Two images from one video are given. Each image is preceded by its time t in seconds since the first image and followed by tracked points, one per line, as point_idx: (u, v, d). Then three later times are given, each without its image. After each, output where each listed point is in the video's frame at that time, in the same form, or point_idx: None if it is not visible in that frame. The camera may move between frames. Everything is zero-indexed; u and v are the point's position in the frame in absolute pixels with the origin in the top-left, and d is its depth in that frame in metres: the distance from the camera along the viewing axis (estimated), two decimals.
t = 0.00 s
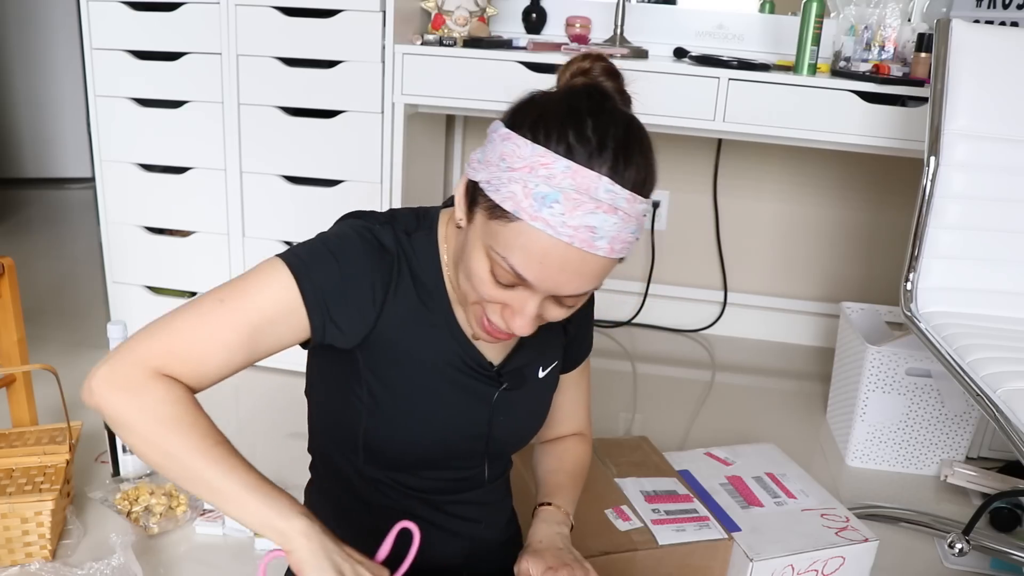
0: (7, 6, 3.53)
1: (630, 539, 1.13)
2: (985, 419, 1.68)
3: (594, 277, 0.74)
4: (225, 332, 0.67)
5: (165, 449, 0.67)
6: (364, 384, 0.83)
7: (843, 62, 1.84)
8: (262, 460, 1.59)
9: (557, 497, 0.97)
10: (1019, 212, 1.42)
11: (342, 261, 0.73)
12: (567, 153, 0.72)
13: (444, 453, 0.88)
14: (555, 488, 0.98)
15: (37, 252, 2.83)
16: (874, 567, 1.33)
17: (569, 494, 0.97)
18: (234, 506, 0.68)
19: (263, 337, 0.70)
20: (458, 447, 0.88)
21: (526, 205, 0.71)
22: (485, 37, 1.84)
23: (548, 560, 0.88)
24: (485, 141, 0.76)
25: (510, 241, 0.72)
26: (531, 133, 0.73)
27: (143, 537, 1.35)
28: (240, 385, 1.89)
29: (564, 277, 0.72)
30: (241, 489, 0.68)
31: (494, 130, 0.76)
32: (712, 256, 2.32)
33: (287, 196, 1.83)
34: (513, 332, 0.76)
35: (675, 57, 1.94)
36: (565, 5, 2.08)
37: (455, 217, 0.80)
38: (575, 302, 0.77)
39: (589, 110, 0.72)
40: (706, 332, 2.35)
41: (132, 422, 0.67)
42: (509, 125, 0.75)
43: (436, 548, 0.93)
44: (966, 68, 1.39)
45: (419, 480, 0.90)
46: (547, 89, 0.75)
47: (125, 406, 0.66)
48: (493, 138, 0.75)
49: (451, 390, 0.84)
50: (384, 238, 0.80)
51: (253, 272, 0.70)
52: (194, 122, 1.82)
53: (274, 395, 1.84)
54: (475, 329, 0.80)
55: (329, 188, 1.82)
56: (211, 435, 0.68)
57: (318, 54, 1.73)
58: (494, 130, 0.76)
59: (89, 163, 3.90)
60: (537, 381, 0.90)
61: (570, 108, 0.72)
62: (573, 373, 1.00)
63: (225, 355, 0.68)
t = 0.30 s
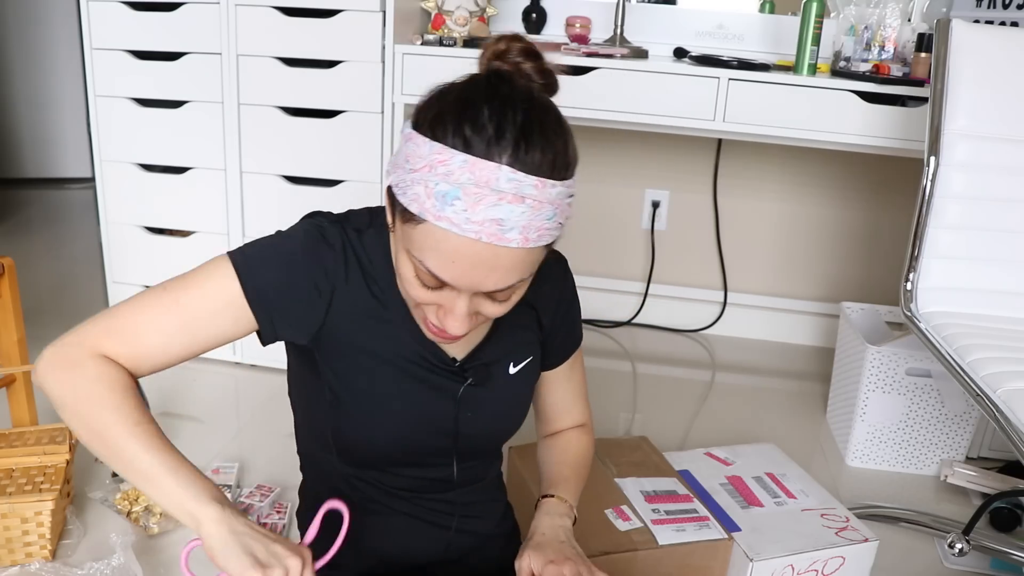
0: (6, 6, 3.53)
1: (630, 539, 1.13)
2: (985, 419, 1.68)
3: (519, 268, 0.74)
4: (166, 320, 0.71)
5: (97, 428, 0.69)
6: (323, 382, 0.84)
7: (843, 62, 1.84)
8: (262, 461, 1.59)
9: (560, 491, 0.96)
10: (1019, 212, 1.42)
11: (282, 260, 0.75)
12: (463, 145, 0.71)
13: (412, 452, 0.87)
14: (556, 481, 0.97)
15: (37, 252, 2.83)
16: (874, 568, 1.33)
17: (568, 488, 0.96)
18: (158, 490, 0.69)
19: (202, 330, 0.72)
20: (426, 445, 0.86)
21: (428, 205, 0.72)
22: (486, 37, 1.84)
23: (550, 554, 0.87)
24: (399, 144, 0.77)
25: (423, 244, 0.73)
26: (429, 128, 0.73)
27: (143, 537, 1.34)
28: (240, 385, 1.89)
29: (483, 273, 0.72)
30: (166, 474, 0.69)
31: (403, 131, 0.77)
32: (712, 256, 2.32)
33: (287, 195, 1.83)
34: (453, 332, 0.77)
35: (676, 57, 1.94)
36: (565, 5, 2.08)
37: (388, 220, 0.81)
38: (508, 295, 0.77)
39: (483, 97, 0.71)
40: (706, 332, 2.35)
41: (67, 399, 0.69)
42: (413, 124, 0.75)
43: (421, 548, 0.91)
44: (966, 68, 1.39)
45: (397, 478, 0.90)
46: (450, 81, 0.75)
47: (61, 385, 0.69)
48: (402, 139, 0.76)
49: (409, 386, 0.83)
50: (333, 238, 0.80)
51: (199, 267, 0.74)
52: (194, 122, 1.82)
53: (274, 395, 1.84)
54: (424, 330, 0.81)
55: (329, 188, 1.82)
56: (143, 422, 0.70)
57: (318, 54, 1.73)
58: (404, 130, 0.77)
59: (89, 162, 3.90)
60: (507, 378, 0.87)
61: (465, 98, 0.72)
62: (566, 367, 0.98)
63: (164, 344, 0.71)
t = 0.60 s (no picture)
0: (6, 5, 3.53)
1: (630, 539, 1.14)
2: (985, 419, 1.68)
3: (515, 243, 0.74)
4: (198, 370, 0.70)
5: (189, 507, 0.69)
6: (319, 380, 0.84)
7: (843, 62, 1.84)
8: (263, 460, 1.59)
9: (544, 498, 0.93)
10: (1019, 212, 1.42)
11: (277, 265, 0.75)
12: (434, 136, 0.71)
13: (410, 445, 0.87)
14: (542, 488, 0.94)
15: (38, 252, 2.83)
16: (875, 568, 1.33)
17: (554, 495, 0.94)
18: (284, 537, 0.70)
19: (235, 364, 0.72)
20: (424, 438, 0.87)
21: (416, 203, 0.71)
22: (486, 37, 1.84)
23: (529, 563, 0.84)
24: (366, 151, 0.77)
25: (421, 242, 0.73)
26: (394, 127, 0.73)
27: (143, 537, 1.34)
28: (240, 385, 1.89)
29: (485, 254, 0.73)
30: (275, 514, 0.70)
31: (367, 138, 0.76)
32: (712, 256, 2.32)
33: (288, 195, 1.83)
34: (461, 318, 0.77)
35: (675, 57, 1.94)
36: (565, 5, 2.08)
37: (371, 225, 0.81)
38: (510, 268, 0.77)
39: (437, 83, 0.71)
40: (706, 332, 2.35)
41: (148, 492, 0.69)
42: (376, 129, 0.75)
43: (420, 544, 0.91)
44: (966, 68, 1.39)
45: (392, 473, 0.89)
46: (397, 77, 0.74)
47: (135, 481, 0.69)
48: (368, 146, 0.76)
49: (405, 380, 0.83)
50: (319, 237, 0.80)
51: (203, 311, 0.73)
52: (194, 122, 1.82)
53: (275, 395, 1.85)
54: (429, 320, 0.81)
55: (330, 188, 1.82)
56: (228, 479, 0.71)
57: (318, 54, 1.73)
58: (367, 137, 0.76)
59: (89, 162, 3.90)
60: (506, 366, 0.87)
61: (421, 88, 0.71)
62: (558, 360, 0.96)
63: (208, 393, 0.71)
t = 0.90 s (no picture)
0: (6, 4, 3.53)
1: (630, 539, 1.13)
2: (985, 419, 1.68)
3: (554, 245, 0.74)
4: (237, 375, 0.70)
5: (230, 513, 0.69)
6: (342, 380, 0.83)
7: (843, 62, 1.84)
8: (263, 460, 1.59)
9: (547, 503, 0.93)
10: (1019, 212, 1.42)
11: (314, 265, 0.75)
12: (487, 133, 0.71)
13: (426, 446, 0.87)
14: (545, 492, 0.94)
15: (37, 252, 2.83)
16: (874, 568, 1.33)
17: (557, 499, 0.94)
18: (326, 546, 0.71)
19: (272, 366, 0.72)
20: (441, 440, 0.87)
21: (465, 199, 0.71)
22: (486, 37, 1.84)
23: (533, 565, 0.84)
24: (412, 147, 0.77)
25: (464, 237, 0.72)
26: (446, 123, 0.73)
27: (143, 537, 1.35)
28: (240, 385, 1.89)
29: (528, 251, 0.72)
30: (316, 524, 0.71)
31: (414, 134, 0.76)
32: (712, 256, 2.32)
33: (288, 195, 1.83)
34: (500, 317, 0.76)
35: (675, 57, 1.94)
36: (565, 5, 2.08)
37: (408, 222, 0.80)
38: (547, 269, 0.77)
39: (490, 82, 0.71)
40: (706, 332, 2.35)
41: (190, 497, 0.69)
42: (425, 125, 0.75)
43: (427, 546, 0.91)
44: (966, 68, 1.39)
45: (406, 475, 0.90)
46: (449, 74, 0.75)
47: (178, 487, 0.69)
48: (416, 142, 0.76)
49: (430, 383, 0.83)
50: (350, 237, 0.80)
51: (238, 311, 0.72)
52: (194, 122, 1.82)
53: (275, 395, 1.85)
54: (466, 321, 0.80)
55: (330, 188, 1.82)
56: (269, 485, 0.71)
57: (318, 54, 1.73)
58: (414, 132, 0.76)
59: (89, 162, 3.90)
60: (523, 370, 0.88)
61: (474, 86, 0.72)
62: (566, 365, 0.97)
63: (247, 396, 0.71)
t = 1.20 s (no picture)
0: (6, 4, 3.53)
1: (630, 539, 1.13)
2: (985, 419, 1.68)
3: (541, 253, 0.74)
4: (210, 355, 0.69)
5: (186, 485, 0.69)
6: (339, 381, 0.82)
7: (843, 62, 1.84)
8: (262, 460, 1.59)
9: (546, 503, 0.93)
10: (1018, 212, 1.42)
11: (309, 260, 0.75)
12: (484, 138, 0.71)
13: (423, 447, 0.87)
14: (543, 492, 0.94)
15: (37, 252, 2.83)
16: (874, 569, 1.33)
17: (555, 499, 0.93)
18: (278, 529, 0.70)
19: (250, 350, 0.71)
20: (438, 440, 0.86)
21: (455, 200, 0.71)
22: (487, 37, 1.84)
23: (536, 565, 0.84)
24: (412, 142, 0.77)
25: (450, 237, 0.72)
26: (446, 123, 0.73)
27: (143, 537, 1.35)
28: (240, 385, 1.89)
29: (511, 258, 0.72)
30: (268, 505, 0.70)
31: (416, 129, 0.76)
32: (712, 256, 2.32)
33: (288, 195, 1.83)
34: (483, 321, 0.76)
35: (675, 57, 1.94)
36: (565, 5, 2.08)
37: (405, 217, 0.81)
38: (533, 279, 0.77)
39: (496, 88, 0.71)
40: (706, 332, 2.35)
41: (147, 466, 0.68)
42: (427, 121, 0.75)
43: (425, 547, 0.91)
44: (966, 68, 1.39)
45: (404, 477, 0.89)
46: (457, 74, 0.75)
47: (136, 454, 0.68)
48: (417, 138, 0.76)
49: (426, 383, 0.83)
50: (347, 234, 0.80)
51: (225, 293, 0.71)
52: (194, 122, 1.82)
53: (274, 395, 1.85)
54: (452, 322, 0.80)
55: (330, 188, 1.82)
56: (230, 464, 0.70)
57: (318, 54, 1.73)
58: (417, 127, 0.77)
59: (89, 162, 3.90)
60: (519, 370, 0.87)
61: (479, 90, 0.72)
62: (563, 365, 0.97)
63: (218, 376, 0.70)
